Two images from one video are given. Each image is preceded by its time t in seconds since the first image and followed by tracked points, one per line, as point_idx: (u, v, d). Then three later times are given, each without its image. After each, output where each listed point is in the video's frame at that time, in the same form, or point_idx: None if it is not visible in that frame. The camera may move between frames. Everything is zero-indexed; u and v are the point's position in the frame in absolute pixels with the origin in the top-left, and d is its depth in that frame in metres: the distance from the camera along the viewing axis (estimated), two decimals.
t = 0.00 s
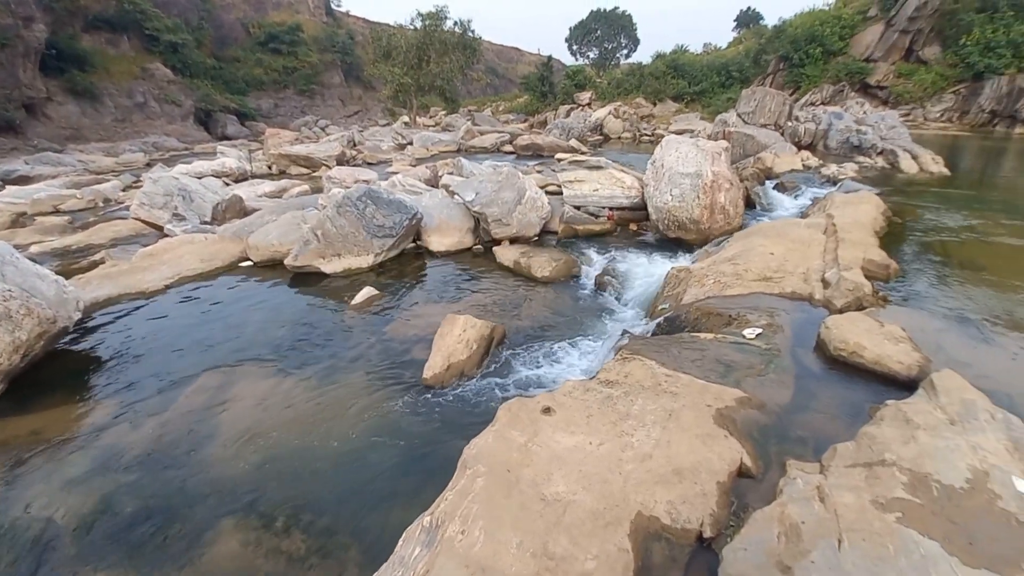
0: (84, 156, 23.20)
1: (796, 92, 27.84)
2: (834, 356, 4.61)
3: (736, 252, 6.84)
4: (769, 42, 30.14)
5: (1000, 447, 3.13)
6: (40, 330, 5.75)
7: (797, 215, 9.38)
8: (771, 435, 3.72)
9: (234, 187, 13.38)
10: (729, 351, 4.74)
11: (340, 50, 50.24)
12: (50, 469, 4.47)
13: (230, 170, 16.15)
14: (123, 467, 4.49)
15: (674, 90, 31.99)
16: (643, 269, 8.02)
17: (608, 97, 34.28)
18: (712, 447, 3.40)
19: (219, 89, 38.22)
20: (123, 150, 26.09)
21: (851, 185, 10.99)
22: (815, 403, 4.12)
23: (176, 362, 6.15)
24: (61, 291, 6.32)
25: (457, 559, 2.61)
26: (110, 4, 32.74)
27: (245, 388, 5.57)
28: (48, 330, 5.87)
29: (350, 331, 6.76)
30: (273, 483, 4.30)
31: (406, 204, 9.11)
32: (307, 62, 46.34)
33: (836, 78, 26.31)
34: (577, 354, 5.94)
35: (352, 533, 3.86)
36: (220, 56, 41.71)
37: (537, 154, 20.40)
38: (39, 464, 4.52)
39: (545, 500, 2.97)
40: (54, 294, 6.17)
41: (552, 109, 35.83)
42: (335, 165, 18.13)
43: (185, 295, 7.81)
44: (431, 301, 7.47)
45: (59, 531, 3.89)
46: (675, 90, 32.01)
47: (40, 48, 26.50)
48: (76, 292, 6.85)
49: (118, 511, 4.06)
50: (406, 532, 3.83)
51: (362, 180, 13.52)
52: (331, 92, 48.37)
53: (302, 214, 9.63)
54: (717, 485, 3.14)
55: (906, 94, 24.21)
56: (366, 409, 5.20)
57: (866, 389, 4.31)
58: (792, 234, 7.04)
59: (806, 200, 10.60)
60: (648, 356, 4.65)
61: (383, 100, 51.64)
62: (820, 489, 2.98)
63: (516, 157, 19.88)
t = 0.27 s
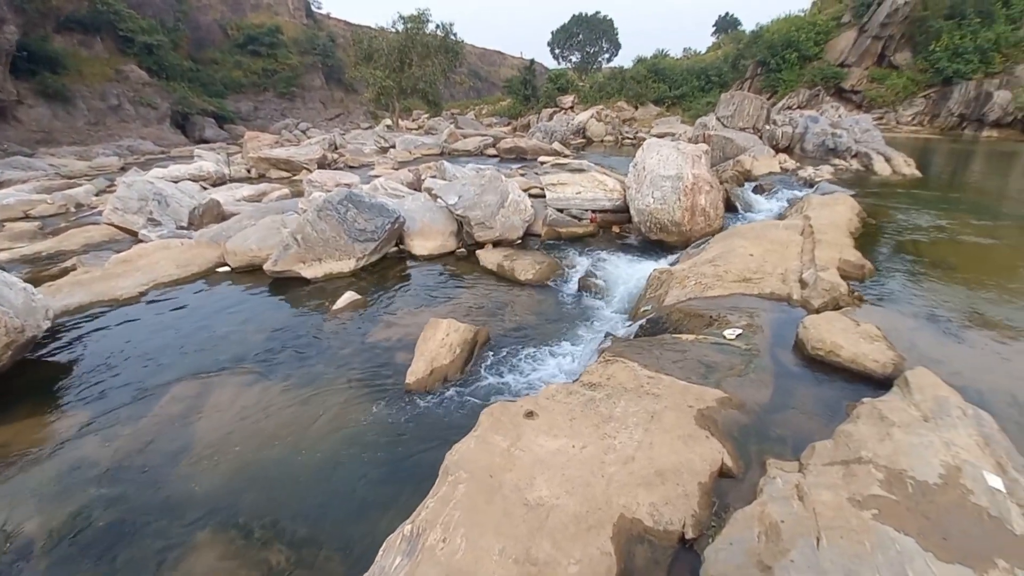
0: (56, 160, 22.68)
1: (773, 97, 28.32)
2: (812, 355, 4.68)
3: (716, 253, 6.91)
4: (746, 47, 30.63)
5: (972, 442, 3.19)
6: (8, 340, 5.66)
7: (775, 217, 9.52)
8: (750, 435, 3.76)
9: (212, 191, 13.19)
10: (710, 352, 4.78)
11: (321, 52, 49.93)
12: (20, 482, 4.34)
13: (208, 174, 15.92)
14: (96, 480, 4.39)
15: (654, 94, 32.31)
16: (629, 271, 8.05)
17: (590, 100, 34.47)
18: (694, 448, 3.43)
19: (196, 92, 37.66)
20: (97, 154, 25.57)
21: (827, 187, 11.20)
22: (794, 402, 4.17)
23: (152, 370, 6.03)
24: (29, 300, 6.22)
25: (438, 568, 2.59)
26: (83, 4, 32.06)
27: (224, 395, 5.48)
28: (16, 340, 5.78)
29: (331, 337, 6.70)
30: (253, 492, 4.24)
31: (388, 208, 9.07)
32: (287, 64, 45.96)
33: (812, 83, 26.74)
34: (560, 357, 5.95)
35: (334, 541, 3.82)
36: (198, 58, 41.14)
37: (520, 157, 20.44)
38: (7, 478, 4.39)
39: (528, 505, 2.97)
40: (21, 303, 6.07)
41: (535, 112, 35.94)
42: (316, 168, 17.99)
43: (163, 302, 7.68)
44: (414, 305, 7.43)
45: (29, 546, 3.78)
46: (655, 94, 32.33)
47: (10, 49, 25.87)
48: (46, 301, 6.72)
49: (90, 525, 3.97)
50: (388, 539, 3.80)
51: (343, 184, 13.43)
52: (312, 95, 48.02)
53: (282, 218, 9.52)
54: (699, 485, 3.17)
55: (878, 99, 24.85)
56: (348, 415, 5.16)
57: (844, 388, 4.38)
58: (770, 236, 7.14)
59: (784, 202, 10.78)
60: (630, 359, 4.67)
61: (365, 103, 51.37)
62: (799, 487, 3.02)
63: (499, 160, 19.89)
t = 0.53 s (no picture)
0: (34, 169, 22.29)
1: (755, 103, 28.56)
2: (796, 358, 4.72)
3: (700, 258, 6.97)
4: (728, 55, 31.08)
5: (952, 441, 3.24)
6: None
7: (759, 221, 9.63)
8: (736, 438, 3.78)
9: (194, 200, 13.06)
10: (696, 356, 4.81)
11: (305, 59, 49.81)
12: None
13: (190, 182, 15.75)
14: (74, 496, 4.30)
15: (639, 101, 32.63)
16: (615, 277, 8.08)
17: (575, 107, 34.68)
18: (680, 453, 3.44)
19: (179, 99, 37.27)
20: (77, 163, 25.18)
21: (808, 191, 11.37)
22: (778, 405, 4.21)
23: (133, 382, 5.93)
24: (4, 313, 6.35)
25: None
26: (63, 12, 31.79)
27: (206, 407, 5.41)
28: None
29: (317, 345, 6.65)
30: (237, 505, 4.18)
31: (374, 215, 9.05)
32: (271, 71, 45.77)
33: (793, 89, 27.18)
34: (547, 363, 5.96)
35: (319, 553, 3.77)
36: (180, 65, 40.79)
37: (506, 163, 20.49)
38: None
39: (516, 514, 2.96)
40: None
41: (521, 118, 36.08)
42: (301, 175, 17.90)
43: (144, 314, 7.57)
44: (401, 313, 7.39)
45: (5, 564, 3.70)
46: (640, 101, 32.62)
47: None
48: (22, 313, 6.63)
49: (69, 542, 3.89)
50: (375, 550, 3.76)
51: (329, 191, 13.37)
52: (297, 102, 47.85)
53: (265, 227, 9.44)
54: (685, 490, 3.18)
55: (857, 105, 25.36)
56: (334, 425, 5.11)
57: (828, 390, 4.42)
58: (754, 240, 7.22)
59: (767, 207, 10.91)
60: (616, 364, 4.69)
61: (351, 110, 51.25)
62: (784, 490, 3.04)
63: (485, 166, 19.92)
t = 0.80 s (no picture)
0: (7, 184, 21.86)
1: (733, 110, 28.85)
2: (779, 360, 4.77)
3: (683, 263, 7.02)
4: (706, 62, 31.59)
5: (931, 439, 3.29)
6: None
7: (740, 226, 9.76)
8: (723, 441, 3.80)
9: (173, 213, 12.91)
10: (681, 361, 4.83)
11: (287, 70, 49.69)
12: None
13: (169, 195, 15.56)
14: (51, 519, 4.18)
15: (620, 108, 32.99)
16: (600, 283, 8.14)
17: (558, 116, 34.92)
18: (667, 457, 3.45)
19: (156, 111, 36.81)
20: (52, 177, 24.75)
21: (787, 195, 11.56)
22: (763, 407, 4.24)
23: (112, 401, 5.82)
24: None
25: None
26: (35, 25, 31.79)
27: (188, 424, 5.31)
28: None
29: (301, 359, 6.58)
30: (220, 524, 4.11)
31: (358, 226, 9.03)
32: (251, 83, 45.55)
33: (769, 97, 27.53)
34: (535, 372, 5.96)
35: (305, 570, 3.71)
36: (157, 77, 40.41)
37: (490, 172, 20.55)
38: None
39: (505, 524, 2.93)
40: None
41: (505, 127, 36.24)
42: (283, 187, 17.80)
43: (123, 330, 7.44)
44: (386, 325, 7.34)
45: None
46: (621, 109, 32.96)
47: None
48: None
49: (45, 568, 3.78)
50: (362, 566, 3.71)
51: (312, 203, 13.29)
52: (279, 113, 47.67)
53: (246, 239, 9.34)
54: (673, 495, 3.18)
55: (832, 111, 25.86)
56: (320, 439, 5.05)
57: (811, 391, 4.46)
58: (735, 244, 7.30)
59: (747, 211, 11.06)
60: (603, 370, 4.69)
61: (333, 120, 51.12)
62: (770, 491, 3.05)
63: (470, 175, 19.96)
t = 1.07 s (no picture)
0: None
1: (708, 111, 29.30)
2: (757, 356, 4.83)
3: (662, 262, 7.08)
4: (681, 64, 31.95)
5: (901, 428, 3.36)
6: None
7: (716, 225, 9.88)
8: (703, 437, 3.84)
9: (145, 220, 12.64)
10: (662, 359, 4.86)
11: (260, 73, 49.05)
12: None
13: (139, 202, 15.22)
14: (20, 537, 4.05)
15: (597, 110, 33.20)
16: (581, 283, 8.19)
17: (535, 117, 34.99)
18: (649, 454, 3.47)
19: (124, 115, 35.96)
20: (16, 184, 24.05)
21: (762, 194, 11.75)
22: (742, 403, 4.28)
23: (83, 414, 5.66)
24: None
25: None
26: None
27: (163, 436, 5.19)
28: None
29: (279, 366, 6.48)
30: (196, 536, 4.02)
31: (337, 230, 8.94)
32: (224, 85, 44.86)
33: (742, 98, 27.89)
34: (517, 373, 5.95)
35: None
36: (125, 80, 39.57)
37: (469, 174, 20.50)
38: None
39: (489, 527, 2.91)
40: None
41: (483, 129, 36.23)
42: (258, 191, 17.54)
43: (95, 341, 7.25)
44: (367, 330, 7.27)
45: None
46: (598, 110, 33.18)
47: None
48: None
49: None
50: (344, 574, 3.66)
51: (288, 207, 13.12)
52: (253, 116, 47.01)
53: (221, 245, 9.18)
54: (656, 492, 3.20)
55: (803, 111, 26.32)
56: (300, 447, 4.98)
57: (789, 385, 4.52)
58: (712, 243, 7.39)
59: (724, 210, 11.21)
60: (585, 370, 4.70)
61: (309, 123, 50.58)
62: (749, 484, 3.08)
63: (449, 177, 19.89)
